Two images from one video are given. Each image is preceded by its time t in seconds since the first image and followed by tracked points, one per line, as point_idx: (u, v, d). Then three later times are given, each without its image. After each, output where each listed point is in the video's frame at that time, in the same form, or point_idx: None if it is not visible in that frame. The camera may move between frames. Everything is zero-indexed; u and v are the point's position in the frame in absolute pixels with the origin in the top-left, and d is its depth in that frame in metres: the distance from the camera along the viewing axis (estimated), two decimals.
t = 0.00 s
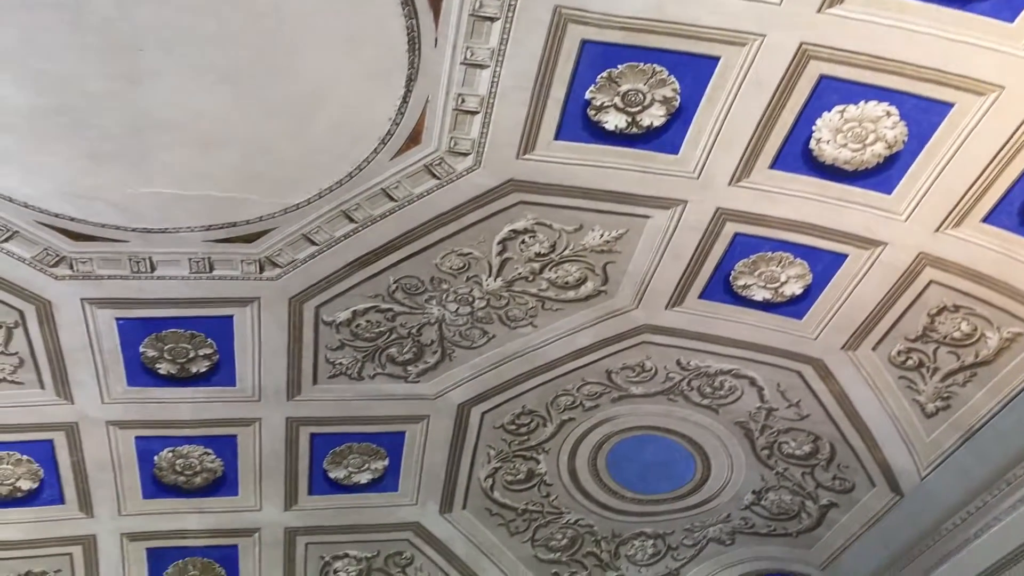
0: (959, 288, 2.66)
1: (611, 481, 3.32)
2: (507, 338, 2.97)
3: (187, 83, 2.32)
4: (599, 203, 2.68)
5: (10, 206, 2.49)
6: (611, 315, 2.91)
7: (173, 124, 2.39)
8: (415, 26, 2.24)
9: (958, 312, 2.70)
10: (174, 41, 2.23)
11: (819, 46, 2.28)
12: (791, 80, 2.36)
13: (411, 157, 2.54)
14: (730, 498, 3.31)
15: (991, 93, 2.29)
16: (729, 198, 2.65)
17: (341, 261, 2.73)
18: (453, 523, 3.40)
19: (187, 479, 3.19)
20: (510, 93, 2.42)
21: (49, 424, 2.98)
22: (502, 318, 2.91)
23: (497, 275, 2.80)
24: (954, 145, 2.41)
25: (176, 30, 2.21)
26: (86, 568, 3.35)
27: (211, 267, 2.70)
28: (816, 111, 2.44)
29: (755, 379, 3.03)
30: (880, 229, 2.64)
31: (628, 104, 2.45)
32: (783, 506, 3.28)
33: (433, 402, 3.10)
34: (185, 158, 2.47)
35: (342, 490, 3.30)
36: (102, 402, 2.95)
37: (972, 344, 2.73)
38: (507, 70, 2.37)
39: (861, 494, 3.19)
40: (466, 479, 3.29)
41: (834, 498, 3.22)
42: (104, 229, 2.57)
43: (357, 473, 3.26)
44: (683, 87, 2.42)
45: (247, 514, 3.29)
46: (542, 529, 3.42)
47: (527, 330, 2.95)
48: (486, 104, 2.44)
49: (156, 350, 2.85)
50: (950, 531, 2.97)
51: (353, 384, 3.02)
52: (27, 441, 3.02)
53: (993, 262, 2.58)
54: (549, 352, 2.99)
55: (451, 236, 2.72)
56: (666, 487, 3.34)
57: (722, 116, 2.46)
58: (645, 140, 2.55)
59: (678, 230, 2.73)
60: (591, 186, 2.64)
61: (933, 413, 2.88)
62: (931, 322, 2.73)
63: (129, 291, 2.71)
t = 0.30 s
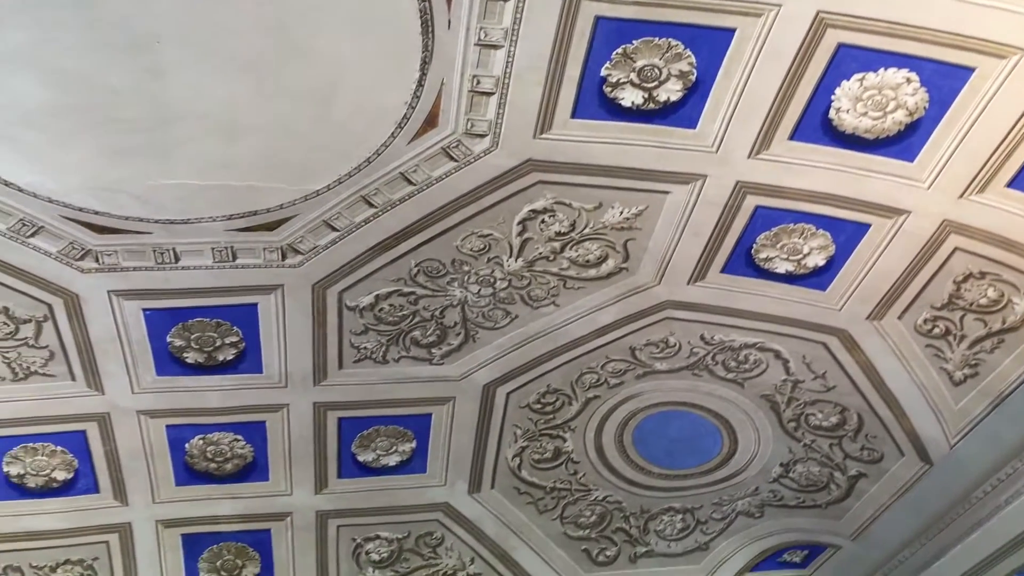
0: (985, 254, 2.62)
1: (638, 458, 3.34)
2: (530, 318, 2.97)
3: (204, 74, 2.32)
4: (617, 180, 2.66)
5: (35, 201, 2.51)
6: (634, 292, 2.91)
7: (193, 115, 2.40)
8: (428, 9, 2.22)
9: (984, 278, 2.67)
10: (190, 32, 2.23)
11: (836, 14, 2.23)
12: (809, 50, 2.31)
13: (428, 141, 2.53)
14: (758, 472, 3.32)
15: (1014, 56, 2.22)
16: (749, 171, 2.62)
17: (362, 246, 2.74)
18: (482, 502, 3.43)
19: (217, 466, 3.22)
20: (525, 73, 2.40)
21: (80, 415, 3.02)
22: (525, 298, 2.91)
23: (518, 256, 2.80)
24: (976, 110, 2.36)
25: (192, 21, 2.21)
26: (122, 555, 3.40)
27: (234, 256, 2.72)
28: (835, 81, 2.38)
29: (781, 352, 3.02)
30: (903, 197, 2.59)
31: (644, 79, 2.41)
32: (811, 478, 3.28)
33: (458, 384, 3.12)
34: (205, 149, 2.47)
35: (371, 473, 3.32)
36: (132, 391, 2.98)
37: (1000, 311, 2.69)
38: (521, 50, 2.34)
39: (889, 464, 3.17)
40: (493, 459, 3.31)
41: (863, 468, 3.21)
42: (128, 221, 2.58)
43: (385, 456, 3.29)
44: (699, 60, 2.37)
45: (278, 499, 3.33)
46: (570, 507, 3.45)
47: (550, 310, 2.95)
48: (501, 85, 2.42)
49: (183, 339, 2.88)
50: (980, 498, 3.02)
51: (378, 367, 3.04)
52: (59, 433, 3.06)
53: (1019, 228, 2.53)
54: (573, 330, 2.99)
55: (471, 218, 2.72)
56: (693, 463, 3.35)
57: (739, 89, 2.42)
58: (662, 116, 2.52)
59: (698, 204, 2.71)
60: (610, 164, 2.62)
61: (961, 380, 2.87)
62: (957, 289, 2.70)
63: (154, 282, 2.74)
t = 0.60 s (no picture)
0: (1008, 226, 2.59)
1: (663, 438, 3.33)
2: (550, 301, 2.97)
3: (219, 65, 2.32)
4: (635, 160, 2.63)
5: (56, 197, 2.52)
6: (654, 272, 2.90)
7: (209, 107, 2.40)
8: None
9: (1008, 250, 2.63)
10: (203, 24, 2.23)
11: None
12: (825, 24, 2.27)
13: (443, 126, 2.52)
14: (783, 449, 3.32)
15: None
16: (767, 147, 2.59)
17: (381, 233, 2.75)
18: (507, 485, 3.44)
19: (244, 455, 3.25)
20: (539, 55, 2.37)
21: (107, 408, 3.05)
22: (544, 281, 2.91)
23: (537, 239, 2.79)
24: (996, 79, 2.31)
25: (204, 13, 2.21)
26: (153, 545, 3.43)
27: (254, 246, 2.73)
28: (852, 54, 2.34)
29: (803, 329, 3.00)
30: (924, 170, 2.56)
31: (659, 58, 2.38)
32: (837, 454, 3.28)
33: (480, 368, 3.12)
34: (222, 140, 2.47)
35: (395, 458, 3.34)
36: (158, 383, 3.01)
37: None
38: (535, 32, 2.32)
39: (915, 439, 3.16)
40: (517, 443, 3.32)
41: (889, 443, 3.20)
42: (148, 214, 2.60)
43: (409, 441, 3.30)
44: (714, 37, 2.34)
45: (305, 486, 3.36)
46: (595, 488, 3.46)
47: (570, 292, 2.95)
48: (515, 67, 2.39)
49: (206, 330, 2.91)
50: (1008, 471, 2.99)
51: (400, 353, 3.05)
52: (87, 425, 3.09)
53: None
54: (593, 312, 2.99)
55: (489, 202, 2.71)
56: (717, 442, 3.35)
57: (755, 65, 2.39)
58: (678, 94, 2.49)
59: (716, 182, 2.68)
60: (627, 144, 2.59)
61: (986, 352, 2.84)
62: (981, 261, 2.67)
63: (176, 273, 2.76)
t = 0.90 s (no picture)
0: None
1: (684, 422, 3.33)
2: (569, 287, 2.97)
3: (235, 57, 2.32)
4: (652, 144, 2.61)
5: (77, 191, 2.54)
6: (673, 256, 2.89)
7: (226, 99, 2.40)
8: None
9: None
10: (219, 16, 2.23)
11: None
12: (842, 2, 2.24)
13: (459, 114, 2.51)
14: (806, 432, 3.31)
15: None
16: (786, 128, 2.56)
17: (400, 222, 2.75)
18: (529, 471, 3.45)
19: (268, 444, 3.28)
20: (554, 41, 2.35)
21: (132, 400, 3.08)
22: (563, 267, 2.91)
23: (555, 225, 2.79)
24: (1018, 55, 2.28)
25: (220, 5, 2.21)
26: (180, 535, 3.46)
27: (273, 237, 2.74)
28: (870, 32, 2.31)
29: (824, 311, 2.99)
30: (946, 148, 2.53)
31: (675, 41, 2.34)
32: (860, 436, 3.27)
33: (501, 355, 3.13)
34: (239, 133, 2.48)
35: (417, 446, 3.35)
36: (182, 374, 3.04)
37: None
38: (550, 17, 2.30)
39: (939, 420, 3.15)
40: (539, 429, 3.33)
41: (913, 424, 3.19)
42: (168, 207, 2.61)
43: (431, 429, 3.32)
44: (730, 18, 2.31)
45: (329, 474, 3.38)
46: (618, 473, 3.46)
47: (589, 277, 2.95)
48: (530, 54, 2.38)
49: (228, 321, 2.92)
50: None
51: (420, 342, 3.06)
52: (113, 417, 3.13)
53: None
54: (613, 297, 2.99)
55: (507, 189, 2.71)
56: (739, 425, 3.34)
57: (773, 45, 2.36)
58: (695, 77, 2.45)
59: (734, 164, 2.66)
60: (644, 128, 2.56)
61: (1011, 331, 2.83)
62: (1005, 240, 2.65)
63: (198, 266, 2.77)
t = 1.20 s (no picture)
0: None
1: (707, 409, 3.32)
2: (589, 275, 2.97)
3: (254, 49, 2.32)
4: (672, 130, 2.59)
5: (100, 185, 2.56)
6: (694, 243, 2.88)
7: (246, 91, 2.41)
8: None
9: None
10: (237, 8, 2.23)
11: None
12: None
13: (477, 103, 2.50)
14: (829, 418, 3.30)
15: None
16: (807, 112, 2.53)
17: (420, 211, 2.75)
18: (551, 459, 3.45)
19: (292, 434, 3.30)
20: (572, 28, 2.34)
21: (157, 391, 3.11)
22: (584, 255, 2.90)
23: (575, 212, 2.78)
24: None
25: None
26: (207, 524, 3.50)
27: (294, 229, 2.75)
28: (892, 14, 2.28)
29: (847, 295, 2.97)
30: (970, 130, 2.50)
31: (694, 25, 2.32)
32: (885, 421, 3.25)
33: (522, 343, 3.13)
34: (259, 124, 2.48)
35: (440, 435, 3.37)
36: (205, 365, 3.06)
37: None
38: (567, 3, 2.28)
39: (965, 404, 3.12)
40: (561, 417, 3.33)
41: (938, 409, 3.16)
42: (190, 200, 2.63)
43: (453, 418, 3.33)
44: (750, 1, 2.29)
45: (352, 464, 3.40)
46: (640, 460, 3.46)
47: (609, 265, 2.94)
48: (548, 41, 2.37)
49: (250, 313, 2.94)
50: None
51: (441, 331, 3.07)
52: (139, 409, 3.16)
53: None
54: (634, 285, 2.98)
55: (526, 177, 2.70)
56: (762, 412, 3.33)
57: (793, 28, 2.33)
58: (714, 61, 2.42)
59: (755, 149, 2.64)
60: (663, 114, 2.55)
61: None
62: None
63: (220, 257, 2.79)
